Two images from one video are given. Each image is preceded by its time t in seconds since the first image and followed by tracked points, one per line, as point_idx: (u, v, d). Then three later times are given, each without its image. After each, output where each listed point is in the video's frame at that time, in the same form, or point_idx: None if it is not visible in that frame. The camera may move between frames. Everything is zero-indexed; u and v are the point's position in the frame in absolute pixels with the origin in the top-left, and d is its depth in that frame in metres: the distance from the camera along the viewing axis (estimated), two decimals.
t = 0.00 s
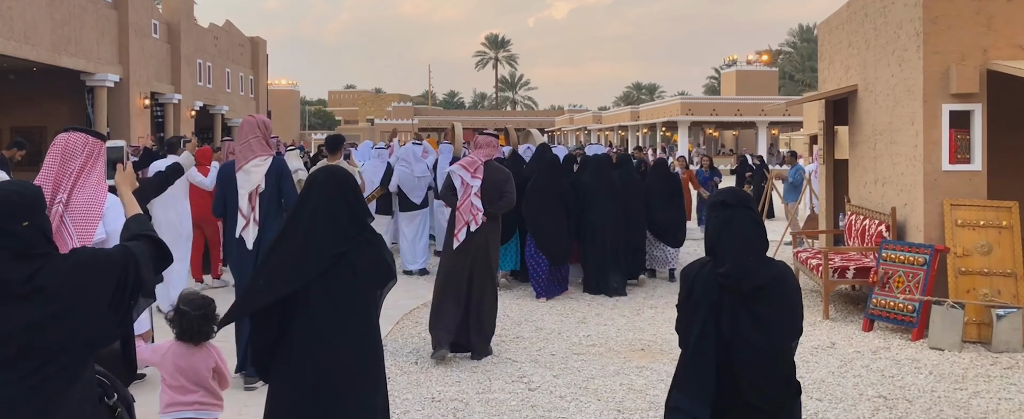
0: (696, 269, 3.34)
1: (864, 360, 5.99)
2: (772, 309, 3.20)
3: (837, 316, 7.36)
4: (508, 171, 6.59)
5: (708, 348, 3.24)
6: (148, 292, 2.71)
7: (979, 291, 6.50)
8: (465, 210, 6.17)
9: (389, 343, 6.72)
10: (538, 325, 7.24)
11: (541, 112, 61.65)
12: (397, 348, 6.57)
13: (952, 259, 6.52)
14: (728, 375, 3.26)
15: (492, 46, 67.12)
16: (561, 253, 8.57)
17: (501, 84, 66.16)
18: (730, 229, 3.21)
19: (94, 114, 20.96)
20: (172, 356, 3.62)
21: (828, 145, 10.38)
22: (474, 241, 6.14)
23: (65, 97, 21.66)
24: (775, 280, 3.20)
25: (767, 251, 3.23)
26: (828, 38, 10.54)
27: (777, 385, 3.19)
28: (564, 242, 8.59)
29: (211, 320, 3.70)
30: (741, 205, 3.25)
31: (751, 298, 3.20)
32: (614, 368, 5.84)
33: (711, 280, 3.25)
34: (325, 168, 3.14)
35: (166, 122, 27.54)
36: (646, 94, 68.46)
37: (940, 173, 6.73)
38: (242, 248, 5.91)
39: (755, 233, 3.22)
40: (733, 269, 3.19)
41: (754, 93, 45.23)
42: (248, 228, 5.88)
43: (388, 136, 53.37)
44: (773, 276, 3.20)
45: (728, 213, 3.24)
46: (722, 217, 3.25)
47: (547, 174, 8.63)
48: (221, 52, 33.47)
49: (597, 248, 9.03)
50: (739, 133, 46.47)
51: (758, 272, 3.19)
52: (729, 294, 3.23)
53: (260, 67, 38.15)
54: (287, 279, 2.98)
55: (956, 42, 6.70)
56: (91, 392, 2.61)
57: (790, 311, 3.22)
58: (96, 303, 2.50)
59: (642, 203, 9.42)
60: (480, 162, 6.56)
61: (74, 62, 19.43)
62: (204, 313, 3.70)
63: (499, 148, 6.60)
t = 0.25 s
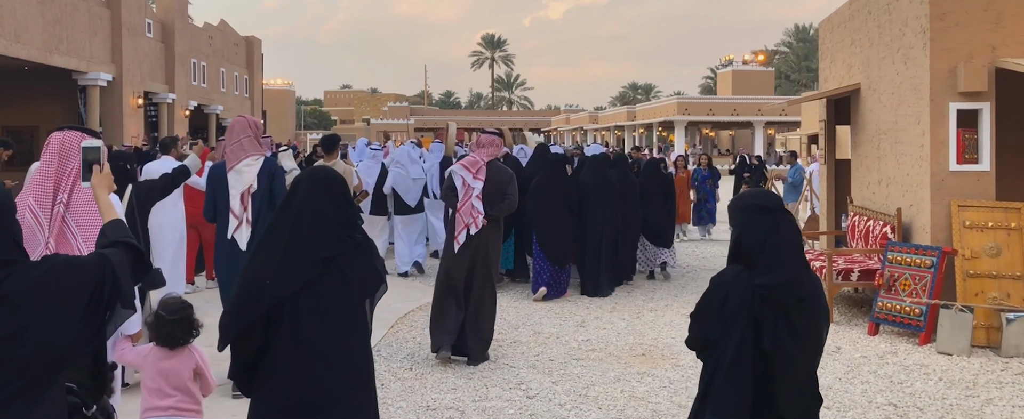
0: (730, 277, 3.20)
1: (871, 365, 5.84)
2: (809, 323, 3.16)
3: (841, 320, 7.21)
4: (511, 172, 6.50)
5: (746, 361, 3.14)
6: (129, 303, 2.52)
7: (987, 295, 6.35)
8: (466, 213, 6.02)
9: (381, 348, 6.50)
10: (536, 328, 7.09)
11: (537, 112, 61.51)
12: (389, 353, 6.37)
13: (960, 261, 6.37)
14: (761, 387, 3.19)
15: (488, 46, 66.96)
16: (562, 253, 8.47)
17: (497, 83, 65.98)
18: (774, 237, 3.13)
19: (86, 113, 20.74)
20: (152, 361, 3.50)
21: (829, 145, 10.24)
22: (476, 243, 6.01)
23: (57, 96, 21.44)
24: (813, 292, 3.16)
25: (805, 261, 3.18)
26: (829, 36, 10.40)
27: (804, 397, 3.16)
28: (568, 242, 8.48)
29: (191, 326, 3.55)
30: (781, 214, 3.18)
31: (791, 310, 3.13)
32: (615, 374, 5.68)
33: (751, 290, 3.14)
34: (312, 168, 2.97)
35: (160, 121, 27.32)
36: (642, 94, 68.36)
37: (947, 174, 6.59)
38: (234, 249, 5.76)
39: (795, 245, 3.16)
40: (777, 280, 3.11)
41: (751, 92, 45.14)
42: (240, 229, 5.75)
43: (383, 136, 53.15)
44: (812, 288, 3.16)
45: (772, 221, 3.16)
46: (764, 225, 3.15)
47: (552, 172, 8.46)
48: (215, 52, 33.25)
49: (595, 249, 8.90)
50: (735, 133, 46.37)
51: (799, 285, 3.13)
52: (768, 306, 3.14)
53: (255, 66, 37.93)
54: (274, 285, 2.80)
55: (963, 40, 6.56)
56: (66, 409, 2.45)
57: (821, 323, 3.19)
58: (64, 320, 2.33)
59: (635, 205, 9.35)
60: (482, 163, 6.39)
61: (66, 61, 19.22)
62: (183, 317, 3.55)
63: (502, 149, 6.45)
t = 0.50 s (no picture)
0: (755, 285, 3.04)
1: (878, 371, 5.65)
2: (833, 331, 3.07)
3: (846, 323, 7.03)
4: (508, 172, 6.30)
5: (778, 375, 2.99)
6: (91, 313, 2.34)
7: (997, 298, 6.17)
8: (461, 217, 5.86)
9: (373, 354, 6.28)
10: (533, 332, 6.91)
11: (535, 112, 61.33)
12: (382, 359, 6.16)
13: (969, 264, 6.19)
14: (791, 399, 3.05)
15: (485, 46, 66.77)
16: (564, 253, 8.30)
17: (494, 83, 65.81)
18: (802, 242, 2.98)
19: (78, 113, 20.53)
20: (128, 355, 3.65)
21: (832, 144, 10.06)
22: (475, 245, 5.88)
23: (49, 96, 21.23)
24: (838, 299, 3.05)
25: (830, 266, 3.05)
26: (831, 34, 10.22)
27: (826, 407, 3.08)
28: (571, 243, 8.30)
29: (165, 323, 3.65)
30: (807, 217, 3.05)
31: (820, 318, 3.01)
32: (614, 381, 5.49)
33: (782, 300, 2.98)
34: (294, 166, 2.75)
35: (154, 121, 27.09)
36: (639, 94, 68.23)
37: (956, 173, 6.40)
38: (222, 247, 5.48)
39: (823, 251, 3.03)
40: (810, 288, 2.97)
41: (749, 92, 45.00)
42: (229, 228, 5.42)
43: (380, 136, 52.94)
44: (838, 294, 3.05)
45: (797, 224, 3.01)
46: (790, 228, 3.00)
47: (552, 172, 8.32)
48: (210, 51, 33.03)
49: (595, 251, 8.72)
50: (733, 133, 46.22)
51: (827, 292, 3.00)
52: (800, 317, 2.99)
53: (250, 65, 37.71)
54: (251, 292, 2.58)
55: (972, 36, 6.38)
56: None
57: (844, 332, 3.11)
58: (19, 330, 2.14)
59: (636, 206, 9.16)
60: (478, 163, 6.20)
61: (58, 59, 19.01)
62: (159, 313, 3.66)
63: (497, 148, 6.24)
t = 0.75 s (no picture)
0: (763, 300, 2.91)
1: (885, 379, 5.49)
2: (852, 353, 2.89)
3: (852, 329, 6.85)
4: (505, 173, 6.15)
5: (790, 396, 2.84)
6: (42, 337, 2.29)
7: (1008, 303, 6.00)
8: (456, 223, 5.71)
9: (366, 361, 6.12)
10: (531, 338, 6.75)
11: (534, 112, 61.16)
12: (376, 366, 6.00)
13: (978, 268, 6.03)
14: None
15: (485, 46, 66.57)
16: (561, 254, 8.25)
17: (493, 83, 65.60)
18: (814, 253, 2.83)
19: (73, 113, 20.35)
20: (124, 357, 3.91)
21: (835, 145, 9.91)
22: (471, 250, 5.72)
23: (44, 95, 21.07)
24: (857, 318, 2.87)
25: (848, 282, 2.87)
26: (834, 33, 10.05)
27: None
28: (566, 245, 8.24)
29: (151, 325, 3.91)
30: (820, 225, 2.89)
31: (836, 337, 2.84)
32: (614, 390, 5.31)
33: (790, 313, 2.84)
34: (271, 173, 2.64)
35: (150, 121, 26.91)
36: (639, 94, 68.11)
37: (965, 175, 6.24)
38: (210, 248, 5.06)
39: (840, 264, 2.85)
40: (822, 303, 2.79)
41: (748, 91, 44.83)
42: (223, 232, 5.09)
43: (378, 136, 52.75)
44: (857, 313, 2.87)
45: (812, 233, 2.86)
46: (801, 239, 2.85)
47: (550, 173, 8.14)
48: (208, 50, 32.84)
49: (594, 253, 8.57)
50: (733, 133, 46.05)
51: (844, 309, 2.82)
52: (811, 334, 2.83)
53: (248, 65, 37.52)
54: (226, 308, 2.48)
55: (982, 34, 6.23)
56: None
57: (863, 352, 2.93)
58: None
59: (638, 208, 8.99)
60: (474, 166, 6.02)
61: (51, 59, 18.82)
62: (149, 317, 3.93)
63: (493, 149, 6.06)
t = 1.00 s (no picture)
0: (763, 312, 2.79)
1: (893, 387, 5.33)
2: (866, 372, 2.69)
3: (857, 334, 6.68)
4: (499, 175, 5.97)
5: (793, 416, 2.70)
6: None
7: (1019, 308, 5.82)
8: (450, 226, 5.54)
9: (359, 368, 5.96)
10: (528, 343, 6.58)
11: (534, 112, 61.00)
12: (368, 373, 5.85)
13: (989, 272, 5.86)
14: None
15: (484, 46, 66.40)
16: (558, 256, 8.10)
17: (493, 83, 65.44)
18: (816, 259, 2.67)
19: (69, 113, 20.21)
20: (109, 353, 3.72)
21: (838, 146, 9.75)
22: (466, 255, 5.57)
23: (40, 96, 20.93)
24: (872, 333, 2.67)
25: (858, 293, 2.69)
26: (838, 31, 9.88)
27: None
28: (562, 245, 8.10)
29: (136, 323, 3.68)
30: (827, 231, 2.72)
31: (843, 356, 2.66)
32: (613, 398, 5.14)
33: (789, 325, 2.70)
34: (238, 179, 2.71)
35: (148, 121, 26.76)
36: (639, 94, 67.95)
37: (974, 177, 6.07)
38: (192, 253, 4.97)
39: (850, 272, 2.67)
40: (822, 315, 2.63)
41: (749, 91, 44.66)
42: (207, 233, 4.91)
43: (377, 136, 52.59)
44: (871, 328, 2.66)
45: (815, 238, 2.70)
46: (801, 245, 2.70)
47: (542, 174, 8.04)
48: (205, 50, 32.68)
49: (593, 254, 8.45)
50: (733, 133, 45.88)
51: (853, 325, 2.63)
52: (813, 348, 2.68)
53: (246, 64, 37.36)
54: (199, 320, 2.52)
55: (991, 32, 6.06)
56: None
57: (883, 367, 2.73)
58: None
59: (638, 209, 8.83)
60: (467, 168, 5.84)
61: (46, 58, 18.64)
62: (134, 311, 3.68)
63: (488, 149, 5.89)
